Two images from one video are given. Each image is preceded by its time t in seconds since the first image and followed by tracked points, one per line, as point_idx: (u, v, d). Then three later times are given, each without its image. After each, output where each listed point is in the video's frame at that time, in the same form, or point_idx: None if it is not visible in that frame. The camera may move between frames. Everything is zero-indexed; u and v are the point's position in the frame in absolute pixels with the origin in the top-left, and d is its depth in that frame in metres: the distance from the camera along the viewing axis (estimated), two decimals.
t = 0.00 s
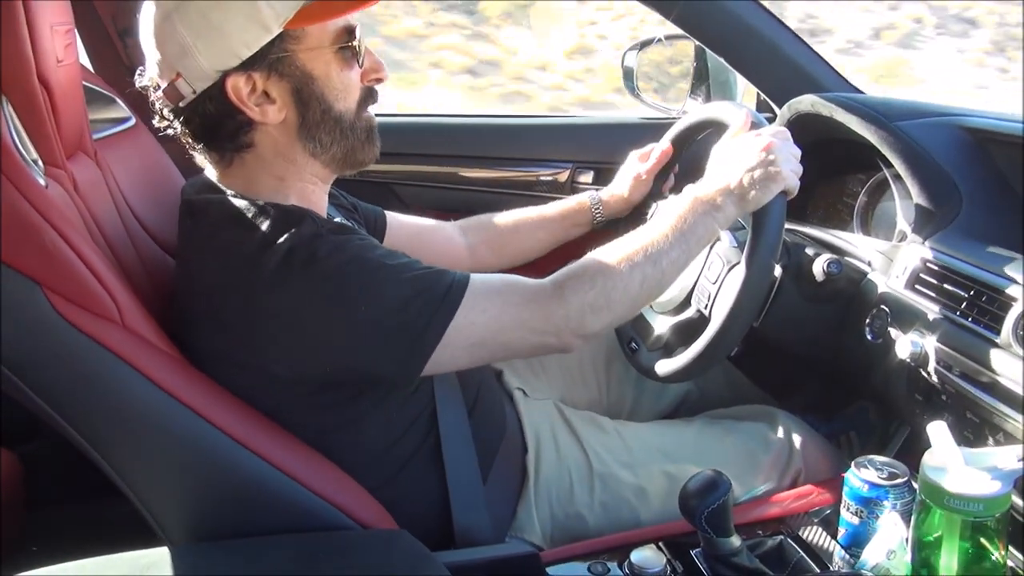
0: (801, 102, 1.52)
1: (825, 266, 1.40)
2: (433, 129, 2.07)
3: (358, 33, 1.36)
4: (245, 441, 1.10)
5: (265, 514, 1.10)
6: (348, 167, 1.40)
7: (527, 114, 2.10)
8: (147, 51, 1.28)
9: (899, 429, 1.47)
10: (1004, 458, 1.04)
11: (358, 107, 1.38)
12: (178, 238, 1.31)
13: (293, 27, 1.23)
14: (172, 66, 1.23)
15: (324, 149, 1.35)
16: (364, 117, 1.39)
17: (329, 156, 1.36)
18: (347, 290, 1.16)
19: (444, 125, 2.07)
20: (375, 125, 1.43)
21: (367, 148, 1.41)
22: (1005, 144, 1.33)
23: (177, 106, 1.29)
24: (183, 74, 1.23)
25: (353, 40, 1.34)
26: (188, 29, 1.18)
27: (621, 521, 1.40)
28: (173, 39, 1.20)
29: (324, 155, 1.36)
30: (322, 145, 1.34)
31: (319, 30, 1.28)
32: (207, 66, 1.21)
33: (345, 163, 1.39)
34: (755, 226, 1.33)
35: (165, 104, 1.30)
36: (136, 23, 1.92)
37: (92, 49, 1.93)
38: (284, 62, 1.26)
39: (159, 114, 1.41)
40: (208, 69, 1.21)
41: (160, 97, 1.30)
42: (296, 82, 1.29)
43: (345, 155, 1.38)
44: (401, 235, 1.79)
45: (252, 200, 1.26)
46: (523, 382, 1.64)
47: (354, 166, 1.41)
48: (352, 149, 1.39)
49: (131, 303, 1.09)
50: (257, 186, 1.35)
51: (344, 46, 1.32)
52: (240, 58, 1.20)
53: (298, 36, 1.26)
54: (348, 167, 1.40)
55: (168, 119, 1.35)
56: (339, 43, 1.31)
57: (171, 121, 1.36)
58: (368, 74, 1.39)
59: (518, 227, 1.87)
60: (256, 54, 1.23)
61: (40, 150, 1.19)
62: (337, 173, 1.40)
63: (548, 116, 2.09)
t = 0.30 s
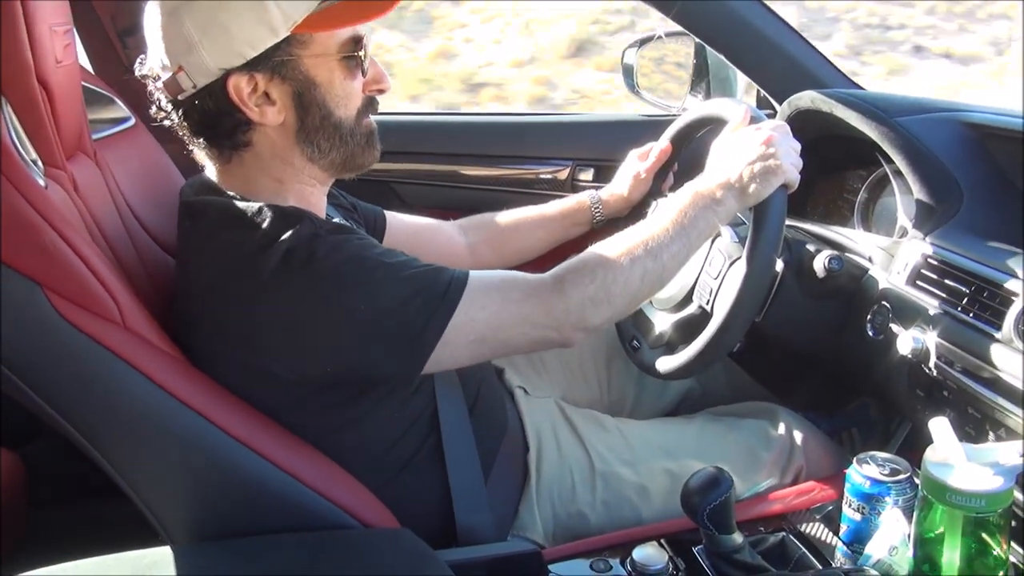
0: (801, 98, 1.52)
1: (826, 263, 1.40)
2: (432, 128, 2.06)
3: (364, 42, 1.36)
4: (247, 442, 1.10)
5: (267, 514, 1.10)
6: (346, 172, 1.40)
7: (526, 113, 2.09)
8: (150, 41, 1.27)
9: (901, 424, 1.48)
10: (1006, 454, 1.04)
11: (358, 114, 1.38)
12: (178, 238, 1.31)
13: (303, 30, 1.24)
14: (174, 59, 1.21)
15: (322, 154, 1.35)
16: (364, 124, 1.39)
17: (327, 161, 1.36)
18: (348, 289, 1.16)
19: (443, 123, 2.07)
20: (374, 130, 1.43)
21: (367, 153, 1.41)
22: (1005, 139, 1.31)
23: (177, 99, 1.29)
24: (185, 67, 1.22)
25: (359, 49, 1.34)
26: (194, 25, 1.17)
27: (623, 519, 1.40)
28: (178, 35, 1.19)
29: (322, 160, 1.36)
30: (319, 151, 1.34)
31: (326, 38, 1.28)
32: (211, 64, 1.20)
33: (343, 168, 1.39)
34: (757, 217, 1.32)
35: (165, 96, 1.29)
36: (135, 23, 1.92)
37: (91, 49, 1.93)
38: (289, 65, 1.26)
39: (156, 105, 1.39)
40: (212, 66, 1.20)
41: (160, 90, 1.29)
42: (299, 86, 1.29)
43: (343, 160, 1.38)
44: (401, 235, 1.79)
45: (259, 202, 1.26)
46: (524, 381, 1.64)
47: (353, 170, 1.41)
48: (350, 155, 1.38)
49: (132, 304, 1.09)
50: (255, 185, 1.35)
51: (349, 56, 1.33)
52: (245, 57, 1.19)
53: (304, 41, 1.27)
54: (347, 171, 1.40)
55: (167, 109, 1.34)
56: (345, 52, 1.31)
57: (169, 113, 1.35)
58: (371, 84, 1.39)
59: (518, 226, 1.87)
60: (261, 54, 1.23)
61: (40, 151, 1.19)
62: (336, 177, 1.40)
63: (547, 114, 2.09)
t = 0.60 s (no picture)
0: (800, 95, 1.51)
1: (826, 259, 1.40)
2: (432, 126, 2.07)
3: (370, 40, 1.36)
4: (247, 439, 1.10)
5: (267, 511, 1.10)
6: (348, 172, 1.40)
7: (524, 111, 2.09)
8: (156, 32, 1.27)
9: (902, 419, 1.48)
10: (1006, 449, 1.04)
11: (360, 114, 1.38)
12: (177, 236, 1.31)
13: (308, 28, 1.24)
14: (179, 53, 1.22)
15: (325, 152, 1.35)
16: (365, 127, 1.39)
17: (330, 159, 1.36)
18: (348, 286, 1.15)
19: (443, 122, 2.07)
20: (376, 130, 1.42)
21: (368, 155, 1.40)
22: (1007, 135, 1.32)
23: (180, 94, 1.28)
24: (190, 61, 1.22)
25: (364, 48, 1.34)
26: (199, 19, 1.17)
27: (623, 516, 1.40)
28: (185, 28, 1.19)
29: (325, 158, 1.35)
30: (323, 148, 1.34)
31: (331, 35, 1.28)
32: (216, 58, 1.20)
33: (345, 168, 1.39)
34: (756, 215, 1.33)
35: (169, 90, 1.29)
36: (134, 21, 1.91)
37: (90, 47, 1.93)
38: (294, 62, 1.26)
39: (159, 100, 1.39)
40: (217, 61, 1.20)
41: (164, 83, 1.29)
42: (304, 83, 1.29)
43: (345, 160, 1.37)
44: (400, 232, 1.79)
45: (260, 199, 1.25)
46: (524, 378, 1.64)
47: (353, 171, 1.40)
48: (353, 156, 1.38)
49: (131, 301, 1.09)
50: (256, 182, 1.35)
51: (354, 54, 1.32)
52: (251, 53, 1.20)
53: (310, 39, 1.26)
54: (347, 172, 1.40)
55: (169, 103, 1.34)
56: (350, 50, 1.31)
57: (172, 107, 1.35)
58: (375, 83, 1.39)
59: (519, 222, 1.87)
60: (266, 51, 1.23)
61: (39, 148, 1.19)
62: (337, 176, 1.40)
63: (546, 112, 2.09)
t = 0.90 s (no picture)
0: (798, 89, 1.52)
1: (824, 254, 1.40)
2: (430, 120, 2.07)
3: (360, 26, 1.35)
4: (246, 433, 1.10)
5: (267, 506, 1.10)
6: (343, 163, 1.40)
7: (522, 105, 2.09)
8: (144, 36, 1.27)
9: (898, 415, 1.48)
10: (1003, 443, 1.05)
11: (354, 102, 1.38)
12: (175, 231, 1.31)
13: (294, 19, 1.22)
14: (169, 54, 1.22)
15: (321, 142, 1.35)
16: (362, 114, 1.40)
17: (327, 149, 1.36)
18: (345, 281, 1.15)
19: (441, 116, 2.07)
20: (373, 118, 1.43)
21: (366, 146, 1.42)
22: (1006, 130, 1.32)
23: (173, 95, 1.28)
24: (182, 61, 1.22)
25: (355, 34, 1.33)
26: (187, 18, 1.18)
27: (621, 511, 1.41)
28: (173, 27, 1.19)
29: (321, 148, 1.35)
30: (319, 139, 1.34)
31: (322, 23, 1.28)
32: (205, 55, 1.20)
33: (342, 158, 1.39)
34: (755, 213, 1.33)
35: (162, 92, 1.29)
36: (132, 16, 1.91)
37: (88, 42, 1.93)
38: (284, 53, 1.26)
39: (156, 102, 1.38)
40: (208, 58, 1.20)
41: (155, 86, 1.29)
42: (296, 74, 1.28)
43: (341, 150, 1.38)
44: (398, 225, 1.78)
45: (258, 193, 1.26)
46: (523, 372, 1.65)
47: (350, 165, 1.41)
48: (349, 144, 1.38)
49: (130, 296, 1.09)
50: (253, 177, 1.34)
51: (346, 40, 1.32)
52: (240, 48, 1.20)
53: (299, 29, 1.26)
54: (345, 162, 1.40)
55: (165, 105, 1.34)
56: (341, 37, 1.31)
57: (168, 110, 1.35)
58: (368, 69, 1.39)
59: (518, 215, 1.87)
60: (254, 45, 1.23)
61: (37, 143, 1.19)
62: (335, 167, 1.40)
63: (544, 106, 2.09)
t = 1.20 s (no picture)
0: (798, 87, 1.52)
1: (823, 251, 1.40)
2: (429, 116, 2.07)
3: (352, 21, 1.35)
4: (245, 430, 1.10)
5: (266, 502, 1.10)
6: (342, 154, 1.40)
7: (521, 102, 2.08)
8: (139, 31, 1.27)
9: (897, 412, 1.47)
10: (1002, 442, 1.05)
11: (349, 96, 1.38)
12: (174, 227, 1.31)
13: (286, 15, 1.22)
14: (162, 52, 1.23)
15: (316, 138, 1.35)
16: (358, 105, 1.39)
17: (322, 144, 1.36)
18: (345, 278, 1.16)
19: (441, 112, 2.07)
20: (370, 112, 1.43)
21: (364, 133, 1.41)
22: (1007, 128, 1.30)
23: (169, 93, 1.29)
24: (174, 59, 1.23)
25: (348, 29, 1.33)
26: (179, 15, 1.19)
27: (620, 507, 1.40)
28: (165, 26, 1.20)
29: (317, 143, 1.35)
30: (313, 135, 1.34)
31: (314, 19, 1.27)
32: (196, 51, 1.21)
33: (338, 151, 1.39)
34: (754, 212, 1.32)
35: (158, 91, 1.29)
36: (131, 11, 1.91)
37: (87, 37, 1.93)
38: (277, 50, 1.25)
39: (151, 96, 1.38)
40: (199, 56, 1.21)
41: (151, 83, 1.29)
42: (288, 71, 1.28)
43: (337, 143, 1.38)
44: (399, 221, 1.78)
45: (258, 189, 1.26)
46: (522, 369, 1.65)
47: (351, 150, 1.41)
48: (344, 138, 1.38)
49: (129, 292, 1.09)
50: (250, 174, 1.34)
51: (338, 35, 1.32)
52: (231, 45, 1.20)
53: (290, 25, 1.25)
54: (342, 154, 1.40)
55: (159, 103, 1.34)
56: (333, 32, 1.31)
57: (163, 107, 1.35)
58: (363, 64, 1.39)
59: (517, 212, 1.87)
60: (247, 41, 1.22)
61: (36, 138, 1.19)
62: (332, 160, 1.41)
63: (543, 103, 2.08)
